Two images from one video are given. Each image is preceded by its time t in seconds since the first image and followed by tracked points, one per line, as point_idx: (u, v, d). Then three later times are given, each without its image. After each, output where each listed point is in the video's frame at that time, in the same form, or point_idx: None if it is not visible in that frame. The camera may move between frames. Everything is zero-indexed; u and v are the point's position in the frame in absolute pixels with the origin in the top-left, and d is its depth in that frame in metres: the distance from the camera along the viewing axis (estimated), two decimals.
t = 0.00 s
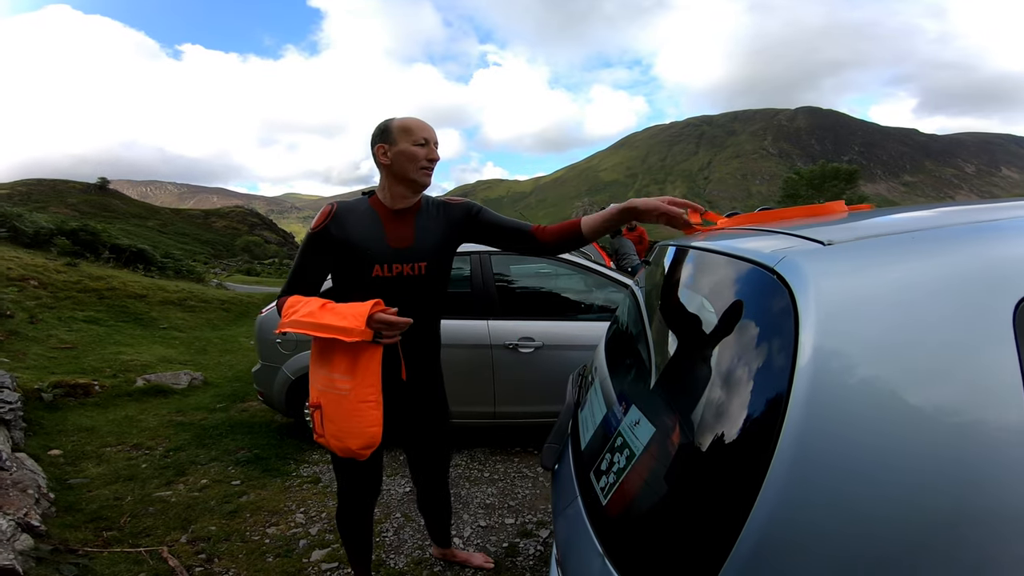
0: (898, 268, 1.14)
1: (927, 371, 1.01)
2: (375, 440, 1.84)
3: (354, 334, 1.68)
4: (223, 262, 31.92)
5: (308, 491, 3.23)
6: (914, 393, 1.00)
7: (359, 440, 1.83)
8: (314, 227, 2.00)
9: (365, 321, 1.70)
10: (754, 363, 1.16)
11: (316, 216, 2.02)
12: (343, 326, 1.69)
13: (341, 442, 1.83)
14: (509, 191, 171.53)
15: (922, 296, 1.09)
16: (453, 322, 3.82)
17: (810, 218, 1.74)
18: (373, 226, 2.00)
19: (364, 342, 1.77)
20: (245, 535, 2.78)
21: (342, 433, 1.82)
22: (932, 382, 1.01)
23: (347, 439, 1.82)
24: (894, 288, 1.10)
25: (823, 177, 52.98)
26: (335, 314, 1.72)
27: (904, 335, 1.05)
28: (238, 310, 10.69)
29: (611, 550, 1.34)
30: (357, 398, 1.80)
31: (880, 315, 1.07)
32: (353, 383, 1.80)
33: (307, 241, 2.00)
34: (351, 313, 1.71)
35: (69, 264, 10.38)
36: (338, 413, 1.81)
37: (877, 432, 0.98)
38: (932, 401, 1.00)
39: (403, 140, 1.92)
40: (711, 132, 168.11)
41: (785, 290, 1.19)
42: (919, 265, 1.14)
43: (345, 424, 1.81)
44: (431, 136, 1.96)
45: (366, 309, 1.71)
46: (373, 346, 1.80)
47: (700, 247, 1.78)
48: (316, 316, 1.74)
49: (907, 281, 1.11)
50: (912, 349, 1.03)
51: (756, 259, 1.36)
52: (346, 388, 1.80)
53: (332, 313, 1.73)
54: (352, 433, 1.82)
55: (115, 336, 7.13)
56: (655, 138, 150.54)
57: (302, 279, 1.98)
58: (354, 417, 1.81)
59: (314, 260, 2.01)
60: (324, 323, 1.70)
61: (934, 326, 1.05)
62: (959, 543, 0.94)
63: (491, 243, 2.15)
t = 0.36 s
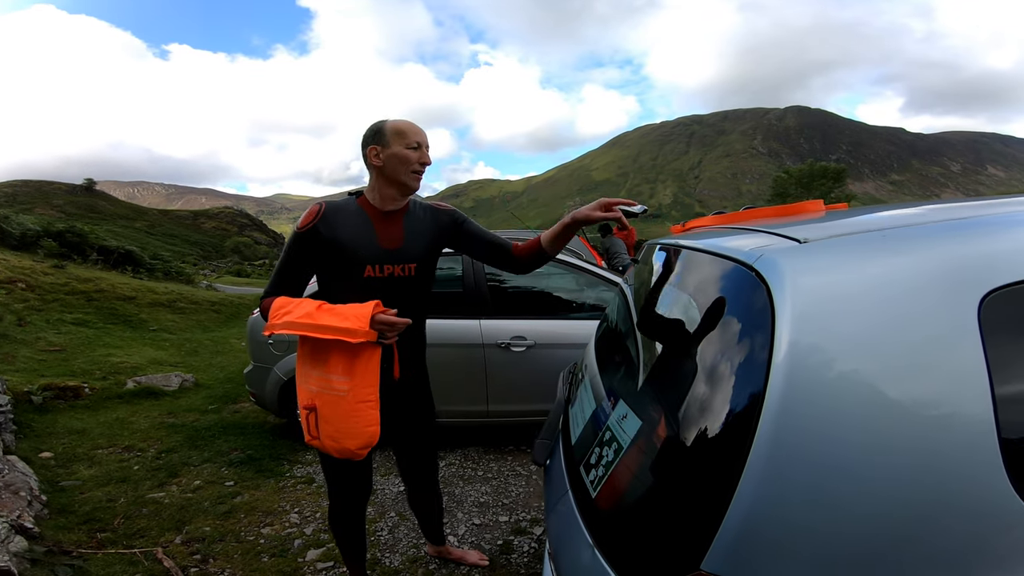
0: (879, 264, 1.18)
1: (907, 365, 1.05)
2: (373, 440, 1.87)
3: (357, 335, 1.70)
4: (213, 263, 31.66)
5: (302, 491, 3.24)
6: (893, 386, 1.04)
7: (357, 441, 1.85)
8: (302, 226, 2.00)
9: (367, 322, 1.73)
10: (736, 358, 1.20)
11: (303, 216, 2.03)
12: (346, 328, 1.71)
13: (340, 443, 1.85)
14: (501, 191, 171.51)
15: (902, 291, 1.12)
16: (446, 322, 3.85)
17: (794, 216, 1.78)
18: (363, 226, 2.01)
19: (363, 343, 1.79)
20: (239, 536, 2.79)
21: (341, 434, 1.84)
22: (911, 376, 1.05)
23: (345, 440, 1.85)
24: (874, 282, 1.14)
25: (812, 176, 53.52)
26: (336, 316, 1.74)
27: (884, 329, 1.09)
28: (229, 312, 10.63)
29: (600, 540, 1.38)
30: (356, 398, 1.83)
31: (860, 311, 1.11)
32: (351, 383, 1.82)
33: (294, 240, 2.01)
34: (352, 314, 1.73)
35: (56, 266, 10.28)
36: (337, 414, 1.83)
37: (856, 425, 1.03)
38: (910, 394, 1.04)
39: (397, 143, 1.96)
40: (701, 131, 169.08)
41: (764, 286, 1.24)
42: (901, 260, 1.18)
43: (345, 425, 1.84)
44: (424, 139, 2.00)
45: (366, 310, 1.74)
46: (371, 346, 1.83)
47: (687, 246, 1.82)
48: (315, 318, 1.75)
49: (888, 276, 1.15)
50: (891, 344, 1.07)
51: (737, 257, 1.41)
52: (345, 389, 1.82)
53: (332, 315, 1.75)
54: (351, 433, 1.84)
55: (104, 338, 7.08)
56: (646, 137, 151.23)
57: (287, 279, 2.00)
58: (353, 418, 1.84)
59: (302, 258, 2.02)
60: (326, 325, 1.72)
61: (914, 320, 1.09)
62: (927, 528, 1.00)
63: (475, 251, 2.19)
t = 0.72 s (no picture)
0: (855, 260, 1.21)
1: (883, 359, 1.09)
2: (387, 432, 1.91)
3: (379, 326, 1.76)
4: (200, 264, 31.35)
5: (294, 492, 3.24)
6: (871, 380, 1.08)
7: (373, 435, 1.87)
8: (292, 226, 1.97)
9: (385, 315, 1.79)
10: (717, 353, 1.23)
11: (292, 216, 1.98)
12: (367, 321, 1.76)
13: (355, 440, 1.86)
14: (491, 191, 171.48)
15: (878, 287, 1.16)
16: (436, 322, 3.86)
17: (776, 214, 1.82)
18: (355, 226, 2.03)
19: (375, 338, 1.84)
20: (230, 536, 2.79)
21: (356, 430, 1.85)
22: (887, 370, 1.08)
23: (359, 435, 1.86)
24: (850, 279, 1.18)
25: (799, 176, 54.12)
26: (351, 312, 1.77)
27: (861, 324, 1.12)
28: (218, 314, 10.55)
29: (587, 533, 1.41)
30: (371, 392, 1.85)
31: (839, 307, 1.14)
32: (365, 377, 1.85)
33: (282, 240, 1.97)
34: (369, 309, 1.78)
35: (40, 268, 10.15)
36: (351, 410, 1.85)
37: (835, 418, 1.06)
38: (887, 388, 1.07)
39: (401, 150, 1.97)
40: (690, 132, 170.23)
41: (744, 282, 1.28)
42: (875, 256, 1.22)
43: (360, 420, 1.85)
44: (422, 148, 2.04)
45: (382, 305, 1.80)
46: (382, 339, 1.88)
47: (672, 244, 1.86)
48: (327, 316, 1.76)
49: (864, 273, 1.18)
50: (869, 339, 1.11)
51: (719, 255, 1.45)
52: (360, 384, 1.84)
53: (346, 311, 1.78)
54: (367, 427, 1.86)
55: (90, 340, 7.01)
56: (635, 137, 151.97)
57: (276, 280, 1.98)
58: (368, 412, 1.86)
59: (290, 261, 1.99)
60: (343, 321, 1.75)
61: (889, 316, 1.12)
62: (901, 516, 1.04)
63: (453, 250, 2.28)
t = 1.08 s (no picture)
0: (841, 260, 1.24)
1: (869, 358, 1.11)
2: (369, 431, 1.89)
3: (357, 325, 1.77)
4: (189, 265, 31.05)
5: (285, 493, 3.23)
6: (857, 378, 1.10)
7: (354, 433, 1.87)
8: (277, 230, 1.98)
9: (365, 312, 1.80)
10: (706, 352, 1.25)
11: (276, 219, 1.99)
12: (347, 320, 1.77)
13: (336, 437, 1.86)
14: (484, 191, 171.42)
15: (864, 287, 1.18)
16: (429, 322, 3.87)
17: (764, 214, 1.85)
18: (338, 227, 2.02)
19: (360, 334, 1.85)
20: (222, 538, 2.77)
21: (338, 427, 1.85)
22: (873, 368, 1.10)
23: (341, 433, 1.86)
24: (837, 278, 1.20)
25: (788, 177, 54.61)
26: (332, 312, 1.79)
27: (849, 323, 1.14)
28: (207, 314, 10.47)
29: (579, 530, 1.43)
30: (352, 390, 1.85)
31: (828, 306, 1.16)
32: (346, 375, 1.84)
33: (268, 244, 1.98)
34: (349, 308, 1.80)
35: (27, 268, 10.04)
36: (333, 407, 1.84)
37: (827, 416, 1.08)
38: (876, 386, 1.09)
39: (381, 153, 1.97)
40: (682, 133, 171.17)
41: (732, 282, 1.30)
42: (861, 256, 1.24)
43: (341, 417, 1.85)
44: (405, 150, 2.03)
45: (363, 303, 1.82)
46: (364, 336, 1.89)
47: (661, 244, 1.88)
48: (309, 315, 1.78)
49: (850, 272, 1.21)
50: (857, 337, 1.13)
51: (707, 255, 1.47)
52: (342, 381, 1.84)
53: (327, 311, 1.80)
54: (348, 425, 1.85)
55: (77, 341, 6.93)
56: (627, 138, 152.56)
57: (263, 282, 2.00)
58: (349, 409, 1.85)
59: (278, 262, 2.00)
60: (324, 320, 1.76)
61: (875, 315, 1.15)
62: (885, 511, 1.06)
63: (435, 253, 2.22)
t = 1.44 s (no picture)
0: (833, 262, 1.26)
1: (859, 359, 1.13)
2: (348, 431, 1.90)
3: (327, 310, 1.78)
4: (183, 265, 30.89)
5: (280, 494, 3.23)
6: (847, 379, 1.12)
7: (333, 432, 1.87)
8: (266, 235, 2.01)
9: (337, 299, 1.79)
10: (699, 353, 1.27)
11: (267, 225, 2.03)
12: (318, 306, 1.79)
13: (315, 437, 1.87)
14: (479, 192, 171.39)
15: (854, 289, 1.20)
16: (424, 323, 3.87)
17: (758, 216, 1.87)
18: (326, 231, 2.04)
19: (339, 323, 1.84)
20: (216, 539, 2.77)
21: (316, 426, 1.86)
22: (864, 370, 1.12)
23: (320, 433, 1.87)
24: (827, 280, 1.22)
25: (783, 178, 54.92)
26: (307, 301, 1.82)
27: (839, 325, 1.16)
28: (202, 315, 10.43)
29: (573, 531, 1.44)
30: (329, 388, 1.86)
31: (819, 309, 1.18)
32: (323, 374, 1.86)
33: (259, 249, 2.02)
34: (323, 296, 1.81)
35: (19, 269, 9.98)
36: (311, 406, 1.85)
37: (819, 417, 1.10)
38: (867, 387, 1.11)
39: (342, 152, 1.98)
40: (677, 134, 171.75)
41: (724, 284, 1.32)
42: (853, 257, 1.26)
43: (319, 416, 1.86)
44: (369, 146, 1.99)
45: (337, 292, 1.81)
46: (344, 331, 1.89)
47: (656, 246, 1.90)
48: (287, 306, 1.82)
49: (841, 274, 1.22)
50: (848, 339, 1.15)
51: (700, 257, 1.49)
52: (319, 379, 1.86)
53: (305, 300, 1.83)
54: (325, 424, 1.86)
55: (70, 343, 6.89)
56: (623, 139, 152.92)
57: (256, 286, 2.03)
58: (327, 408, 1.86)
59: (268, 266, 2.03)
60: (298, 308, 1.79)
61: (864, 317, 1.17)
62: (875, 510, 1.08)
63: (427, 256, 2.23)
